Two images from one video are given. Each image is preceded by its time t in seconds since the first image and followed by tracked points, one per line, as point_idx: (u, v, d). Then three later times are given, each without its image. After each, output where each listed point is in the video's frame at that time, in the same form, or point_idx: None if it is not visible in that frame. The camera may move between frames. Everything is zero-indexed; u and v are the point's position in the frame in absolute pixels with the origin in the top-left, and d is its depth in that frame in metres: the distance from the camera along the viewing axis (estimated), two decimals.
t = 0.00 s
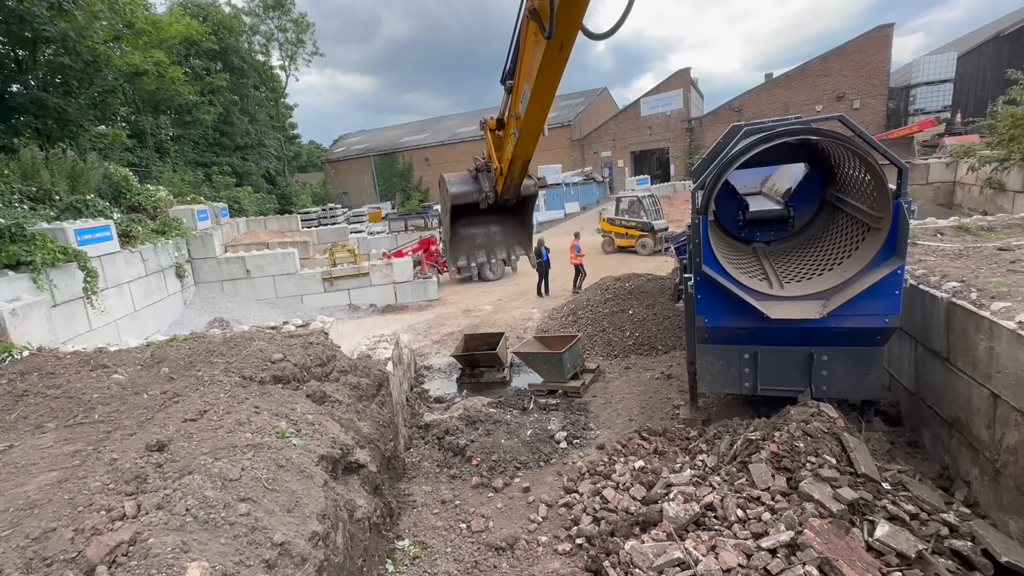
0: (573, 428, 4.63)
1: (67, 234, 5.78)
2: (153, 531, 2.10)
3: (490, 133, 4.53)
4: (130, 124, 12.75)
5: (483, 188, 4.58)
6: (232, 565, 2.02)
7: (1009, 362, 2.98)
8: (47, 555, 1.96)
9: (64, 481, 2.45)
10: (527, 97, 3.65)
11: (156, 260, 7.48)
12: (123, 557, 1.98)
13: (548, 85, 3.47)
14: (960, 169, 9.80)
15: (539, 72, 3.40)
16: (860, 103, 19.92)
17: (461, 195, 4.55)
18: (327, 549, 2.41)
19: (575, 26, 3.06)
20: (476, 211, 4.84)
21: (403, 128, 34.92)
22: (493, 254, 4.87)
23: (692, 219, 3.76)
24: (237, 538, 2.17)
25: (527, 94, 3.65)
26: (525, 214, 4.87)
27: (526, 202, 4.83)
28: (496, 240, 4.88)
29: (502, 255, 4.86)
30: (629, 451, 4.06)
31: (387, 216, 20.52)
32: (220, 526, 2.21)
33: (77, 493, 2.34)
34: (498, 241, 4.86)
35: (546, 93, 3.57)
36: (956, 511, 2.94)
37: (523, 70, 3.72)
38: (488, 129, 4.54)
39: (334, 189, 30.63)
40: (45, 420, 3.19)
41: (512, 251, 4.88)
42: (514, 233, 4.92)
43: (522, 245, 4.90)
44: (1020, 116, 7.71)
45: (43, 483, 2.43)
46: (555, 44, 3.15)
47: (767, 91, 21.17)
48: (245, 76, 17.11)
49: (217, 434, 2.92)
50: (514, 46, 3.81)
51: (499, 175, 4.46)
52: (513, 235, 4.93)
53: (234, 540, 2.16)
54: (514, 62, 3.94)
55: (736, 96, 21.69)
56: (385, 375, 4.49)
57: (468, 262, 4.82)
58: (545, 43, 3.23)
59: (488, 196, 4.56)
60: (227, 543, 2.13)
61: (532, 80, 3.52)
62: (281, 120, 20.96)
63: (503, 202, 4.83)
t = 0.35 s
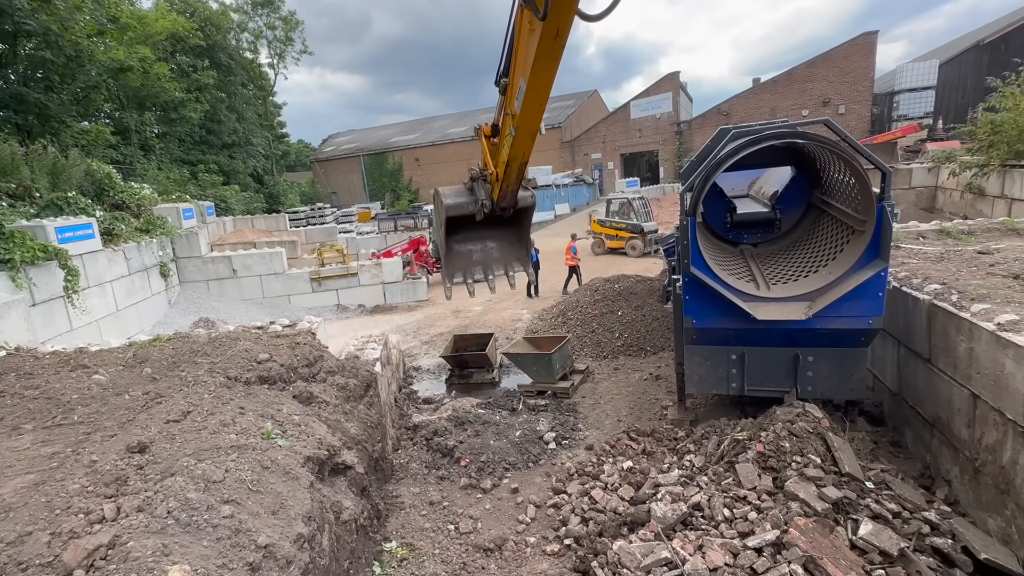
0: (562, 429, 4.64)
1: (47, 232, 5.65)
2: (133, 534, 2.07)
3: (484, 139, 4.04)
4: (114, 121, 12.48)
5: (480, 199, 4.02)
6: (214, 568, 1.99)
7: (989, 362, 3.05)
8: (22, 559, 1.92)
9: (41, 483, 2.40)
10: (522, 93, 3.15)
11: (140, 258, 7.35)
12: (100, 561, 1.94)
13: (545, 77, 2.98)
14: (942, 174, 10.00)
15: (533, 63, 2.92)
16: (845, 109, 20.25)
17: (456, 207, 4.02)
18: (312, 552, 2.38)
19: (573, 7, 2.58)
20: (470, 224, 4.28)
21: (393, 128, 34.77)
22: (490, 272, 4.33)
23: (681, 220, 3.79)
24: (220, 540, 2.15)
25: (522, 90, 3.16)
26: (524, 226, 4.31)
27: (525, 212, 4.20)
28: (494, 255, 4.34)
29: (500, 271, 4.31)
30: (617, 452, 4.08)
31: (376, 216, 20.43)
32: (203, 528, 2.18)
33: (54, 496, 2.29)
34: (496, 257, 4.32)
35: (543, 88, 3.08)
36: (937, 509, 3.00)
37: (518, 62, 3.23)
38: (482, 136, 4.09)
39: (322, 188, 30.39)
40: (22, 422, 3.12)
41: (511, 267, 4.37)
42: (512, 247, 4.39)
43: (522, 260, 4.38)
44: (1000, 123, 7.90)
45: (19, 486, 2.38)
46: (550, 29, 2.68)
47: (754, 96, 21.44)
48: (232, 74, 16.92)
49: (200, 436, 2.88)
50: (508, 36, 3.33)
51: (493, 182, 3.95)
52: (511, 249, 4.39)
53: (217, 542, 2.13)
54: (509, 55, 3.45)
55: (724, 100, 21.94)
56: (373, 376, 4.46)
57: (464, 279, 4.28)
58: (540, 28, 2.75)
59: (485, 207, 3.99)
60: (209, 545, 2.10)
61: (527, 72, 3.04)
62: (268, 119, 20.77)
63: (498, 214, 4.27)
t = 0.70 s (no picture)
0: (543, 435, 4.64)
1: (9, 236, 5.45)
2: (98, 550, 2.00)
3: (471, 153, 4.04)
4: (83, 122, 12.13)
5: (467, 214, 4.07)
6: None
7: (952, 367, 3.17)
8: None
9: None
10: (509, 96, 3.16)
11: (109, 264, 7.12)
12: None
13: (532, 75, 2.96)
14: (907, 186, 10.39)
15: (520, 60, 2.91)
16: (816, 121, 20.89)
17: (442, 224, 4.07)
18: (288, 564, 2.33)
19: None
20: (457, 245, 4.28)
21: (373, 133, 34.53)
22: (479, 293, 4.30)
23: (660, 228, 3.86)
24: (191, 555, 2.08)
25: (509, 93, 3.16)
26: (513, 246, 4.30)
27: (513, 228, 4.27)
28: (482, 276, 4.32)
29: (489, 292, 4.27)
30: (598, 458, 4.10)
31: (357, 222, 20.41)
32: (173, 543, 2.12)
33: (13, 511, 2.20)
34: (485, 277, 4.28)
35: (531, 87, 3.06)
36: (906, 510, 3.10)
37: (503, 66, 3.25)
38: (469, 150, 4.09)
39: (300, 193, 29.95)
40: None
41: (501, 288, 4.33)
42: (501, 267, 4.36)
43: (511, 280, 4.35)
44: (960, 136, 8.27)
45: None
46: (535, 23, 2.67)
47: (729, 107, 21.96)
48: (208, 76, 16.58)
49: (172, 446, 2.81)
50: (495, 39, 3.34)
51: (482, 193, 3.92)
52: (501, 270, 4.36)
53: (188, 557, 2.07)
54: (496, 60, 3.46)
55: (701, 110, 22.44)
56: (352, 384, 4.39)
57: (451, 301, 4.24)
58: (525, 23, 2.74)
59: (473, 222, 4.03)
60: (180, 560, 2.04)
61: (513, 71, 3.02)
62: (245, 122, 20.39)
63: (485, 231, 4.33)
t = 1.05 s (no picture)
0: (509, 454, 4.58)
1: None
2: None
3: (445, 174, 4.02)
4: (20, 128, 11.51)
5: (440, 238, 4.22)
6: None
7: (895, 379, 3.35)
8: None
9: None
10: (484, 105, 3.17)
11: (44, 279, 6.65)
12: None
13: (506, 84, 2.98)
14: (850, 208, 11.06)
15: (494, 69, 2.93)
16: (766, 147, 22.04)
17: (414, 249, 4.30)
18: None
19: (531, 4, 2.64)
20: (431, 273, 4.53)
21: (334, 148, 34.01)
22: (451, 325, 4.57)
23: (623, 246, 3.95)
24: None
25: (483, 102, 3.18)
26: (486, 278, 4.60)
27: (486, 255, 4.48)
28: (456, 306, 4.59)
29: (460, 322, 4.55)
30: (564, 475, 4.07)
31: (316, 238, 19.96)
32: None
33: None
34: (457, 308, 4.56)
35: (506, 97, 3.08)
36: (858, 517, 3.22)
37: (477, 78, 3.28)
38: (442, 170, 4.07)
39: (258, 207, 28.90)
40: None
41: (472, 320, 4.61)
42: (474, 298, 4.64)
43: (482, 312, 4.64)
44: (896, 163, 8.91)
45: None
46: (508, 28, 2.72)
47: (687, 131, 22.88)
48: (161, 85, 15.89)
49: (111, 476, 2.62)
50: (467, 53, 3.37)
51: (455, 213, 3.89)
52: (473, 301, 4.64)
53: None
54: (468, 74, 3.50)
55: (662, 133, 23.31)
56: (312, 405, 4.21)
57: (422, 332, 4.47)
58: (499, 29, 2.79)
59: (448, 247, 4.15)
60: None
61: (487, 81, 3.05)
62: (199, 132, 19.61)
63: (459, 259, 4.57)
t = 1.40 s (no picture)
0: (487, 474, 4.52)
1: None
2: None
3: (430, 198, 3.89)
4: None
5: (427, 265, 3.85)
6: None
7: (861, 393, 3.46)
8: None
9: None
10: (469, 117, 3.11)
11: None
12: None
13: (493, 92, 2.94)
14: (814, 229, 11.49)
15: (480, 77, 2.91)
16: (734, 169, 22.81)
17: (398, 277, 3.90)
18: None
19: (518, 9, 2.65)
20: (416, 305, 4.06)
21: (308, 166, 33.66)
22: (440, 358, 4.02)
23: (598, 264, 4.00)
24: None
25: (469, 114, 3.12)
26: (476, 307, 4.09)
27: (475, 283, 4.06)
28: (444, 340, 4.06)
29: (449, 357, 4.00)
30: (543, 495, 4.02)
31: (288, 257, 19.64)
32: None
33: None
34: (445, 341, 4.02)
35: (492, 107, 3.03)
36: (830, 530, 3.28)
37: (461, 92, 3.25)
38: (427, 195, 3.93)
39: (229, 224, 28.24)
40: None
41: (464, 352, 4.06)
42: (464, 330, 4.12)
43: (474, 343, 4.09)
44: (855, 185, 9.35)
45: None
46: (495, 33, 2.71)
47: (658, 153, 23.51)
48: (129, 100, 15.50)
49: (66, 507, 2.48)
50: (450, 70, 3.36)
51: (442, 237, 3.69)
52: (463, 333, 4.12)
53: None
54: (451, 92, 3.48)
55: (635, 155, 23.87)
56: (283, 428, 4.07)
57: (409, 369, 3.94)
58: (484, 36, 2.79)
59: (433, 273, 3.79)
60: None
61: (473, 91, 3.00)
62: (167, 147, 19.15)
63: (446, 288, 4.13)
